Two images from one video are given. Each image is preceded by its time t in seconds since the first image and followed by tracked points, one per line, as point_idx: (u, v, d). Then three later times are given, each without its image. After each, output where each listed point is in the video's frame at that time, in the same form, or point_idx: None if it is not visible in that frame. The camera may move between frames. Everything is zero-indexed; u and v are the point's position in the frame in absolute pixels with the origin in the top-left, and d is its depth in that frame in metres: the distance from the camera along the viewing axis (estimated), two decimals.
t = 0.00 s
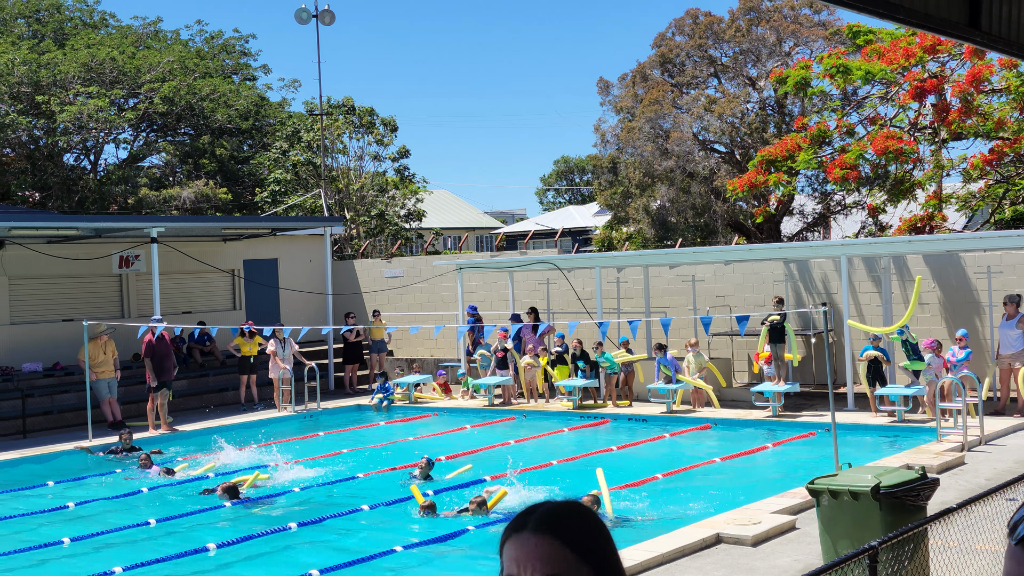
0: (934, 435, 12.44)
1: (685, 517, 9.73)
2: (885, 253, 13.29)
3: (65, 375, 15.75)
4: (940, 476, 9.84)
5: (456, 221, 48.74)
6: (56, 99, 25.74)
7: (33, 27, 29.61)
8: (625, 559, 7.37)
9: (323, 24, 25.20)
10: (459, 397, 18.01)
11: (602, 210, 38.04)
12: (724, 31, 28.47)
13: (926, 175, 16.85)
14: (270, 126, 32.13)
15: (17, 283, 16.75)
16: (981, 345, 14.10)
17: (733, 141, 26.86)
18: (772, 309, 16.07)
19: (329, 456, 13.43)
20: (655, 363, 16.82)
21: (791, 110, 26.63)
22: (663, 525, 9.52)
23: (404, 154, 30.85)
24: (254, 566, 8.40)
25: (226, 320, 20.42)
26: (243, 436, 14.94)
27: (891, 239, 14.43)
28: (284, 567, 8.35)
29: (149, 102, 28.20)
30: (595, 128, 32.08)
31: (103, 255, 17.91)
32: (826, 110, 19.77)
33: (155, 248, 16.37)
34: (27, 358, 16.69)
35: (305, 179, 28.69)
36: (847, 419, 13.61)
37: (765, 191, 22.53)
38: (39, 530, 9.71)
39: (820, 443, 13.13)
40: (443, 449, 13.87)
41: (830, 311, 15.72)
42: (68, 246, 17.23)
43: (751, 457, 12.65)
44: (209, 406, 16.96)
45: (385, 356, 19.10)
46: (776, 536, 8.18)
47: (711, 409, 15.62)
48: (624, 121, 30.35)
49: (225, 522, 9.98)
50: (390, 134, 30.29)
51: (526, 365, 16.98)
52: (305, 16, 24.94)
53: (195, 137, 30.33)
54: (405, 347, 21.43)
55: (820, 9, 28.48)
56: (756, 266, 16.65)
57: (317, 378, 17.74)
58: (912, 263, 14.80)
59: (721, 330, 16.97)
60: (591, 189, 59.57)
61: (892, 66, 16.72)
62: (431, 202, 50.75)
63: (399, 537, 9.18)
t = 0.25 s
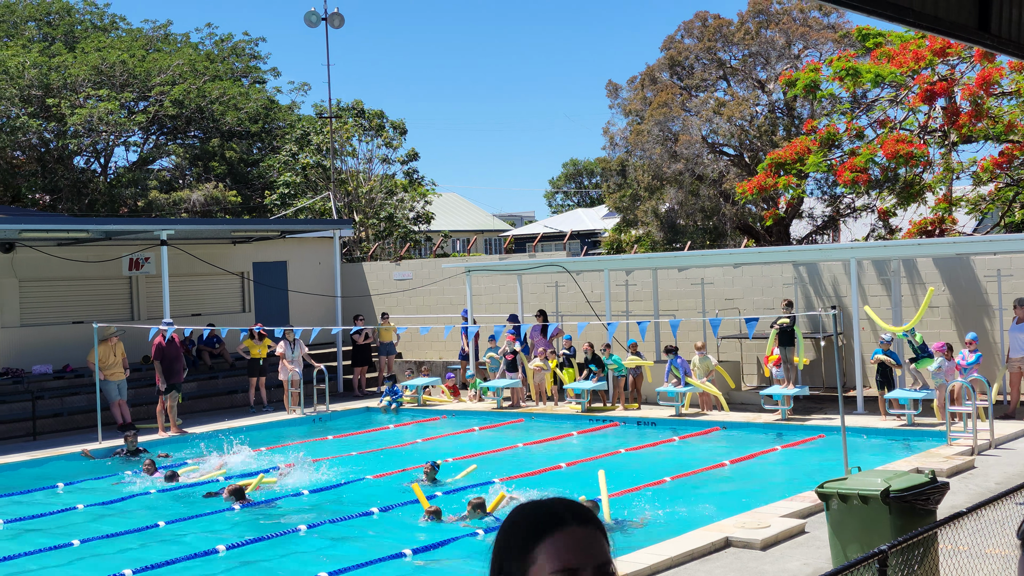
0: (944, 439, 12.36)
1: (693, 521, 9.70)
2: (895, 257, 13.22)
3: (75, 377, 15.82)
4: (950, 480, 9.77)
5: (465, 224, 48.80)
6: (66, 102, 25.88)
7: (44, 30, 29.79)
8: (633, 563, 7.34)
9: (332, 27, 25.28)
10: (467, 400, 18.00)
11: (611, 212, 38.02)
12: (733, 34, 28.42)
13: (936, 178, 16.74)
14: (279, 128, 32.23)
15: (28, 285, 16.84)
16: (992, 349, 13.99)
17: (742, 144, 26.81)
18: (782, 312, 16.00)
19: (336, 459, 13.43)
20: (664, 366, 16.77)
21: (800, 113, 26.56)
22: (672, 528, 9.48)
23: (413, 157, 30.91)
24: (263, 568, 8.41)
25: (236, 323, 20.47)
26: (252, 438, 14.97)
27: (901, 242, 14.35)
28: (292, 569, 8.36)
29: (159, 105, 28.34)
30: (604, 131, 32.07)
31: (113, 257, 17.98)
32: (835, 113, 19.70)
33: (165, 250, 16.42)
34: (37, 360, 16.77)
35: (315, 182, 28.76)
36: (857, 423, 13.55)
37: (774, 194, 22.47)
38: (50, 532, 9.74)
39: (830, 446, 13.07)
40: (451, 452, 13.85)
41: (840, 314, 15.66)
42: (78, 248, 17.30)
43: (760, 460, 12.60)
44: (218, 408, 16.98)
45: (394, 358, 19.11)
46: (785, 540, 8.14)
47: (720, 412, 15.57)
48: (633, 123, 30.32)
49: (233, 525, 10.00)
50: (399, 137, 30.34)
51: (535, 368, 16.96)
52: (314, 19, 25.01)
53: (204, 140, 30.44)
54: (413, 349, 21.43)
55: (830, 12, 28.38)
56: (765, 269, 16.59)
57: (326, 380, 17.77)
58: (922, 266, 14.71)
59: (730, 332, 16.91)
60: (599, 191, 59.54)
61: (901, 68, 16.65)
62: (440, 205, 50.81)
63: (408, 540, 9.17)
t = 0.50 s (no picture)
0: (956, 443, 12.28)
1: (704, 524, 9.65)
2: (908, 259, 13.13)
3: (87, 377, 15.87)
4: (962, 483, 9.69)
5: (475, 226, 48.85)
6: (79, 104, 26.02)
7: (57, 32, 29.95)
8: (644, 565, 7.30)
9: (344, 29, 25.32)
10: (477, 402, 17.98)
11: (621, 214, 37.95)
12: (744, 36, 28.34)
13: (948, 180, 16.63)
14: (290, 130, 32.33)
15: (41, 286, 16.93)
16: (1004, 351, 13.87)
17: (753, 146, 26.73)
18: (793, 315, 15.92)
19: (346, 461, 13.42)
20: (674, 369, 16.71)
21: (812, 115, 26.44)
22: (683, 531, 9.43)
23: (423, 159, 30.94)
24: (273, 569, 8.41)
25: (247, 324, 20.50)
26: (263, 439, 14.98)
27: (913, 245, 14.26)
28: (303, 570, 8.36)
29: (171, 107, 28.44)
30: (614, 133, 32.02)
31: (125, 258, 18.05)
32: (847, 115, 19.60)
33: (177, 251, 16.47)
34: (50, 361, 16.85)
35: (325, 183, 28.81)
36: (868, 426, 13.45)
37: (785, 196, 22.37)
38: (62, 532, 9.76)
39: (841, 450, 12.98)
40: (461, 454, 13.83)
41: (852, 317, 15.56)
42: (90, 249, 17.37)
43: (771, 463, 12.53)
44: (229, 409, 17.01)
45: (404, 360, 19.11)
46: (796, 543, 8.08)
47: (731, 415, 15.49)
48: (643, 125, 30.27)
49: (244, 526, 10.00)
50: (410, 139, 30.37)
51: (545, 371, 16.92)
52: (325, 21, 25.07)
53: (216, 142, 30.56)
54: (423, 351, 21.44)
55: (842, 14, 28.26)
56: (776, 272, 16.51)
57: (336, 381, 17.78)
58: (934, 269, 14.61)
59: (741, 335, 16.84)
60: (609, 193, 59.45)
61: (913, 71, 16.54)
62: (450, 207, 50.86)
63: (418, 542, 9.15)
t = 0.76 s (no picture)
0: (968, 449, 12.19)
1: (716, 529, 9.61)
2: (921, 264, 13.05)
3: (101, 379, 15.95)
4: (974, 490, 9.61)
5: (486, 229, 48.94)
6: (94, 107, 26.20)
7: (71, 35, 30.16)
8: (656, 571, 7.28)
9: (356, 33, 25.41)
10: (487, 405, 17.98)
11: (632, 218, 37.91)
12: (757, 40, 28.29)
13: (961, 185, 16.53)
14: (303, 133, 32.47)
15: (55, 288, 17.02)
16: (1017, 356, 13.81)
17: (765, 150, 26.65)
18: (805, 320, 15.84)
19: (357, 463, 13.43)
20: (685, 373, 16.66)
21: (825, 119, 26.35)
22: (695, 536, 9.40)
23: (435, 162, 31.00)
24: (284, 572, 8.41)
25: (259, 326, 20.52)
26: (275, 441, 15.02)
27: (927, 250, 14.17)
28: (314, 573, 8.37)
29: (185, 110, 28.59)
30: (626, 137, 32.00)
31: (139, 260, 18.16)
32: (860, 120, 19.52)
33: (190, 254, 16.53)
34: (64, 362, 16.94)
35: (337, 186, 28.89)
36: (880, 432, 13.37)
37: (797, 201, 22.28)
38: (75, 534, 9.80)
39: (854, 455, 12.91)
40: (471, 457, 13.82)
41: (864, 322, 15.48)
42: (104, 252, 17.46)
43: (782, 468, 12.48)
44: (242, 411, 17.05)
45: (415, 363, 19.13)
46: (808, 549, 8.03)
47: (742, 420, 15.43)
48: (655, 129, 30.24)
49: (256, 528, 10.02)
50: (422, 142, 30.44)
51: (556, 375, 16.90)
52: (338, 25, 25.17)
53: (229, 145, 30.72)
54: (434, 354, 21.46)
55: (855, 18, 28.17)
56: (789, 276, 16.44)
57: (348, 384, 17.81)
58: (947, 273, 14.52)
59: (753, 340, 16.77)
60: (621, 197, 59.42)
61: (926, 76, 16.47)
62: (461, 210, 50.95)
63: (430, 546, 9.15)
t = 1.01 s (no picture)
0: (987, 452, 12.04)
1: (732, 532, 9.53)
2: (939, 267, 12.89)
3: (119, 378, 16.03)
4: (994, 494, 9.46)
5: (501, 230, 48.94)
6: (112, 107, 26.39)
7: (91, 36, 30.42)
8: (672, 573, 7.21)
9: (373, 34, 25.46)
10: (502, 406, 17.94)
11: (648, 220, 37.79)
12: (775, 41, 28.12)
13: (980, 188, 16.33)
14: (319, 134, 32.58)
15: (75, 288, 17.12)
16: None
17: (783, 152, 26.47)
18: (822, 322, 15.71)
19: (371, 463, 13.43)
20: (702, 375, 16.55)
21: (843, 121, 26.15)
22: (711, 538, 9.32)
23: (451, 164, 31.02)
24: (299, 572, 8.40)
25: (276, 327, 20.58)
26: (291, 440, 15.05)
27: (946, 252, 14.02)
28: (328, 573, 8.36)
29: (203, 111, 28.75)
30: (642, 139, 31.90)
31: (157, 260, 18.24)
32: (878, 121, 19.35)
33: (207, 254, 16.59)
34: (83, 362, 17.05)
35: (353, 187, 28.95)
36: (898, 434, 13.22)
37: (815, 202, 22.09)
38: (93, 532, 9.84)
39: (872, 458, 12.78)
40: (486, 458, 13.78)
41: (882, 325, 15.33)
42: (123, 252, 17.56)
43: (799, 471, 12.36)
44: (258, 411, 17.09)
45: (430, 364, 19.12)
46: (825, 552, 7.94)
47: (759, 423, 15.31)
48: (672, 131, 30.12)
49: (271, 527, 10.02)
50: (438, 144, 30.46)
51: (572, 376, 16.83)
52: (355, 26, 25.22)
53: (246, 146, 30.86)
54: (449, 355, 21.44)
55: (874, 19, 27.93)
56: (806, 278, 16.30)
57: (364, 384, 17.82)
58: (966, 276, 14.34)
59: (770, 342, 16.64)
60: (637, 199, 59.25)
61: (945, 78, 16.29)
62: (477, 211, 50.95)
63: (445, 546, 9.11)
